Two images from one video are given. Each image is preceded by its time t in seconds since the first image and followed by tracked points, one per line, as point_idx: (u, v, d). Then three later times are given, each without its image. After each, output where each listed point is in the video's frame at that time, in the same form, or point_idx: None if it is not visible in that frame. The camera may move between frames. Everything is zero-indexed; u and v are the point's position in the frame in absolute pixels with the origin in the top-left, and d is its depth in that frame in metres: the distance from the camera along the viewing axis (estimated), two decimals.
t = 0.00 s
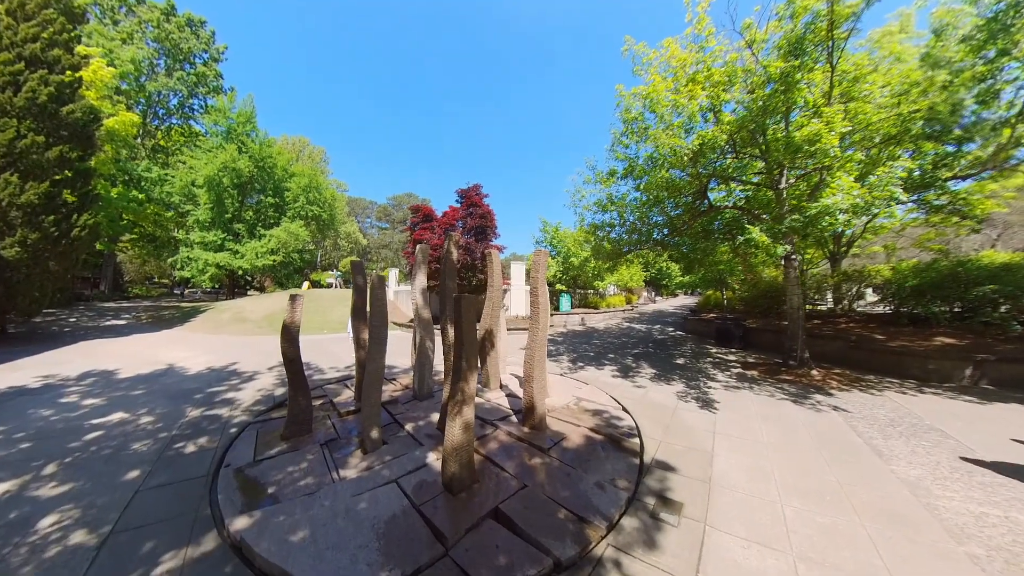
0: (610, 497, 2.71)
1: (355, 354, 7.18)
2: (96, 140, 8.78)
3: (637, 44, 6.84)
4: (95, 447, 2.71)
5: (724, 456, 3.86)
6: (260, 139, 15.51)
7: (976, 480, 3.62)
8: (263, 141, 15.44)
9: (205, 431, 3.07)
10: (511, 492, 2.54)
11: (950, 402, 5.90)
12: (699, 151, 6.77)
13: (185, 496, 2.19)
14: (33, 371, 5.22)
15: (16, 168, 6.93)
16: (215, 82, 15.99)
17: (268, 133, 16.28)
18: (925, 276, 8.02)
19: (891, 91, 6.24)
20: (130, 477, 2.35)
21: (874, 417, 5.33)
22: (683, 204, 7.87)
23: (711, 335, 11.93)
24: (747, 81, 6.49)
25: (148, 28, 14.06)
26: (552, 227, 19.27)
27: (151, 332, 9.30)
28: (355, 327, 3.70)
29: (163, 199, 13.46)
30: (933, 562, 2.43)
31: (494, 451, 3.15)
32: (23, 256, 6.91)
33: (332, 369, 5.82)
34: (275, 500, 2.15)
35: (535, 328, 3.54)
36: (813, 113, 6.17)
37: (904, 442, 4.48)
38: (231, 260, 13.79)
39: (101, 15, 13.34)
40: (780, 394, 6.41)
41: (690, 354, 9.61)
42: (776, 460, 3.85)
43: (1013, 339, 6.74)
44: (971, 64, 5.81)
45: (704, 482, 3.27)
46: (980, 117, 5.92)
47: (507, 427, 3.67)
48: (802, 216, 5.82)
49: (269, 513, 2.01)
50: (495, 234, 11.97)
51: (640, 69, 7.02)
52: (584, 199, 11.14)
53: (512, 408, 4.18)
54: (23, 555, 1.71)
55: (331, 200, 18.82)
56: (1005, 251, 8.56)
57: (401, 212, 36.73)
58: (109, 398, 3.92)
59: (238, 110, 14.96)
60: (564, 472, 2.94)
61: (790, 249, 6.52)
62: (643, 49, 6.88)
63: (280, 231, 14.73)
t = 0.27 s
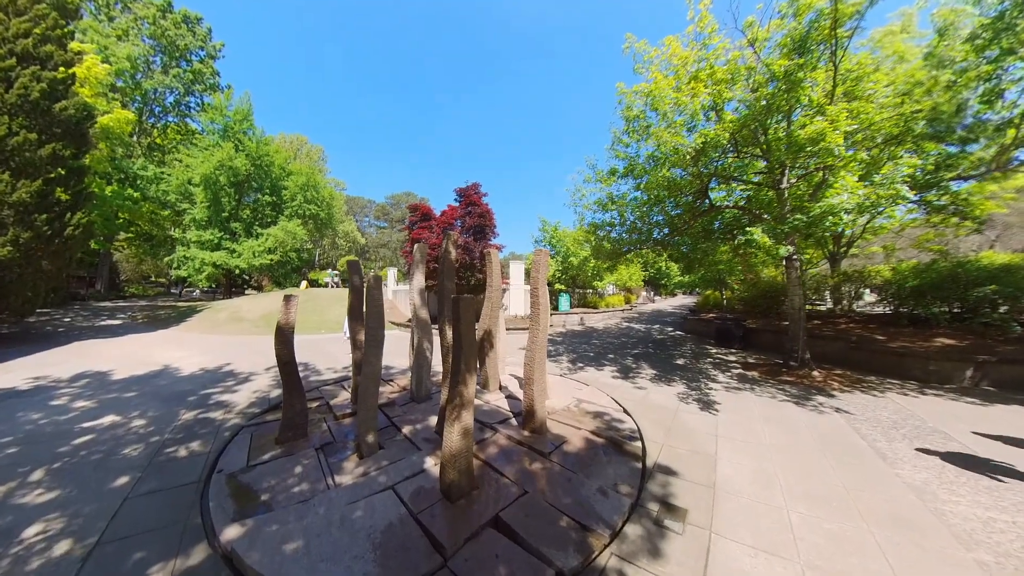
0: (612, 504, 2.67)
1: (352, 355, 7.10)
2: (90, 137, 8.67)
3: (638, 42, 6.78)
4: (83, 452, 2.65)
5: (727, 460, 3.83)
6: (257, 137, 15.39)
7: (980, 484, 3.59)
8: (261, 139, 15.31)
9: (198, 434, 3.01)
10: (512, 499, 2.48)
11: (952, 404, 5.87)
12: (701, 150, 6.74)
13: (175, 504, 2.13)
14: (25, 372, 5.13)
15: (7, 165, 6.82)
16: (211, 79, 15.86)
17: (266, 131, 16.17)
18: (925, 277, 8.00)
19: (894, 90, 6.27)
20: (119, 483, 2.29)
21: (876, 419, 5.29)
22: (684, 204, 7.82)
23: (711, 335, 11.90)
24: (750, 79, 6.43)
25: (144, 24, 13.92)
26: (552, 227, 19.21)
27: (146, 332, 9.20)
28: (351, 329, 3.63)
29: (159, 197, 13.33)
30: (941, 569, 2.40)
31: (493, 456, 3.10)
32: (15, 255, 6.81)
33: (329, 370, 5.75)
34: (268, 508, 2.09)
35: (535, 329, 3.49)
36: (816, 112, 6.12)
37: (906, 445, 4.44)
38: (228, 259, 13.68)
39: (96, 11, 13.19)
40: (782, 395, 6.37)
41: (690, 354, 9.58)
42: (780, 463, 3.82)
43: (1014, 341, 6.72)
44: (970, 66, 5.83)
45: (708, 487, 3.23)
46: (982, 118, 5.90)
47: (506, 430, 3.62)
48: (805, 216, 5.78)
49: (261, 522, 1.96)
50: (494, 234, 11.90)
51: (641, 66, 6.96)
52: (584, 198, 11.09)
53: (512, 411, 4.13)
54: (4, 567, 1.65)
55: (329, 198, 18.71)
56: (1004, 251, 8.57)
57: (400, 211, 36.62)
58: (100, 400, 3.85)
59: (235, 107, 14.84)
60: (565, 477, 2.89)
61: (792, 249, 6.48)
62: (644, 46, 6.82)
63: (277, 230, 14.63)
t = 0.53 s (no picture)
0: (615, 506, 2.65)
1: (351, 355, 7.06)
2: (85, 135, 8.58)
3: (639, 41, 6.74)
4: (78, 455, 2.61)
5: (728, 461, 3.82)
6: (255, 135, 15.29)
7: (981, 485, 3.59)
8: (259, 137, 15.22)
9: (195, 437, 2.98)
10: (513, 502, 2.46)
11: (952, 404, 5.86)
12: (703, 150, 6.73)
13: (172, 508, 2.10)
14: (19, 373, 5.08)
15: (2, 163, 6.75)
16: (209, 77, 15.75)
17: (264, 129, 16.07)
18: (925, 277, 8.01)
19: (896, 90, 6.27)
20: (115, 488, 2.26)
21: (877, 420, 5.29)
22: (685, 203, 7.80)
23: (711, 335, 11.90)
24: (752, 79, 6.39)
25: (141, 22, 13.81)
26: (551, 226, 19.19)
27: (143, 332, 9.13)
28: (350, 329, 3.60)
29: (156, 196, 13.23)
30: (945, 572, 2.39)
31: (494, 458, 3.08)
32: (10, 254, 6.75)
33: (327, 370, 5.71)
34: (267, 513, 2.06)
35: (536, 330, 3.46)
36: (817, 112, 6.11)
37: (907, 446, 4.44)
38: (226, 258, 13.60)
39: (92, 8, 13.08)
40: (782, 395, 6.37)
41: (690, 354, 9.57)
42: (781, 464, 3.81)
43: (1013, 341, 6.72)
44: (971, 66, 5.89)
45: (710, 489, 3.22)
46: (982, 118, 5.89)
47: (507, 431, 3.60)
48: (807, 216, 5.77)
49: (260, 527, 1.93)
50: (494, 233, 11.87)
51: (642, 65, 6.93)
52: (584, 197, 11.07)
53: (512, 412, 4.10)
54: None
55: (328, 197, 18.62)
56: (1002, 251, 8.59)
57: (399, 210, 36.53)
58: (96, 402, 3.80)
59: (232, 105, 14.73)
60: (567, 479, 2.87)
61: (793, 249, 6.47)
62: (645, 45, 6.79)
63: (275, 229, 14.56)
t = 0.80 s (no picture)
0: (620, 506, 2.62)
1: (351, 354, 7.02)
2: (82, 133, 8.50)
3: (641, 39, 6.71)
4: (75, 456, 2.57)
5: (732, 460, 3.80)
6: (253, 134, 15.19)
7: (984, 482, 3.58)
8: (257, 136, 15.13)
9: (194, 437, 2.93)
10: (518, 502, 2.43)
11: (952, 403, 5.84)
12: (705, 149, 6.73)
13: (171, 510, 2.06)
14: (15, 373, 5.02)
15: None
16: (207, 75, 15.65)
17: (262, 128, 15.98)
18: (925, 276, 8.03)
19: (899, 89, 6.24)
20: (112, 489, 2.22)
21: (879, 418, 5.28)
22: (686, 202, 7.79)
23: (711, 334, 11.90)
24: (755, 78, 6.34)
25: (138, 19, 13.70)
26: (551, 225, 19.16)
27: (140, 332, 9.06)
28: (351, 328, 3.56)
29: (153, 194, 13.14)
30: (953, 570, 2.37)
31: (497, 458, 3.05)
32: (6, 253, 6.68)
33: (327, 369, 5.67)
34: (267, 514, 2.02)
35: (539, 328, 3.42)
36: (819, 111, 6.10)
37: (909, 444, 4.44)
38: (224, 257, 13.52)
39: (89, 5, 12.98)
40: (784, 394, 6.36)
41: (690, 353, 9.57)
42: (785, 463, 3.79)
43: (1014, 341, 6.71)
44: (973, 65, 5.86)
45: (715, 487, 3.21)
46: (982, 118, 5.87)
47: (510, 430, 3.57)
48: (808, 215, 5.75)
49: (260, 530, 1.89)
50: (494, 231, 11.83)
51: (644, 64, 6.91)
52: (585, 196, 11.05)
53: (514, 411, 4.07)
54: None
55: (327, 196, 18.55)
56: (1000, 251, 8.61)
57: (398, 210, 36.45)
58: (93, 402, 3.75)
59: (230, 103, 14.64)
60: (571, 479, 2.84)
61: (795, 249, 6.45)
62: (647, 43, 6.76)
63: (274, 228, 14.49)
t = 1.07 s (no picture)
0: (621, 503, 2.63)
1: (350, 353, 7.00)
2: (79, 130, 8.43)
3: (641, 38, 6.70)
4: (71, 456, 2.54)
5: (732, 458, 3.80)
6: (251, 132, 15.10)
7: (982, 480, 3.60)
8: (255, 134, 15.05)
9: (192, 436, 2.92)
10: (519, 500, 2.43)
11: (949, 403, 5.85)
12: (705, 147, 6.74)
13: (169, 511, 2.04)
14: (10, 373, 4.97)
15: None
16: (205, 72, 15.55)
17: (260, 126, 15.90)
18: (921, 276, 8.07)
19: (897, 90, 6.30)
20: (109, 490, 2.19)
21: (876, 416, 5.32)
22: (685, 202, 7.80)
23: (710, 333, 11.93)
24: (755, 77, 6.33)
25: (135, 15, 13.60)
26: (550, 224, 19.16)
27: (137, 331, 9.01)
28: (351, 327, 3.55)
29: (151, 192, 13.06)
30: (954, 565, 2.38)
31: (498, 456, 3.04)
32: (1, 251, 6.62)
33: (326, 368, 5.66)
34: (267, 514, 2.01)
35: (539, 327, 3.41)
36: (818, 112, 6.10)
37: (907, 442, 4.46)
38: (221, 256, 13.46)
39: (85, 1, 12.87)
40: (782, 393, 6.37)
41: (689, 352, 9.59)
42: (786, 462, 3.79)
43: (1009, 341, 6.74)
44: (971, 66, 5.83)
45: (716, 485, 3.21)
46: (979, 120, 5.87)
47: (510, 429, 3.56)
48: (807, 215, 5.76)
49: (260, 529, 1.88)
50: (493, 230, 11.81)
51: (644, 63, 6.90)
52: (584, 195, 11.05)
53: (515, 409, 4.06)
54: None
55: (325, 195, 18.49)
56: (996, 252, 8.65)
57: (397, 209, 36.38)
58: (89, 401, 3.72)
59: (228, 101, 14.55)
60: (572, 477, 2.84)
61: (794, 248, 6.47)
62: (647, 42, 6.76)
63: (272, 226, 14.44)
